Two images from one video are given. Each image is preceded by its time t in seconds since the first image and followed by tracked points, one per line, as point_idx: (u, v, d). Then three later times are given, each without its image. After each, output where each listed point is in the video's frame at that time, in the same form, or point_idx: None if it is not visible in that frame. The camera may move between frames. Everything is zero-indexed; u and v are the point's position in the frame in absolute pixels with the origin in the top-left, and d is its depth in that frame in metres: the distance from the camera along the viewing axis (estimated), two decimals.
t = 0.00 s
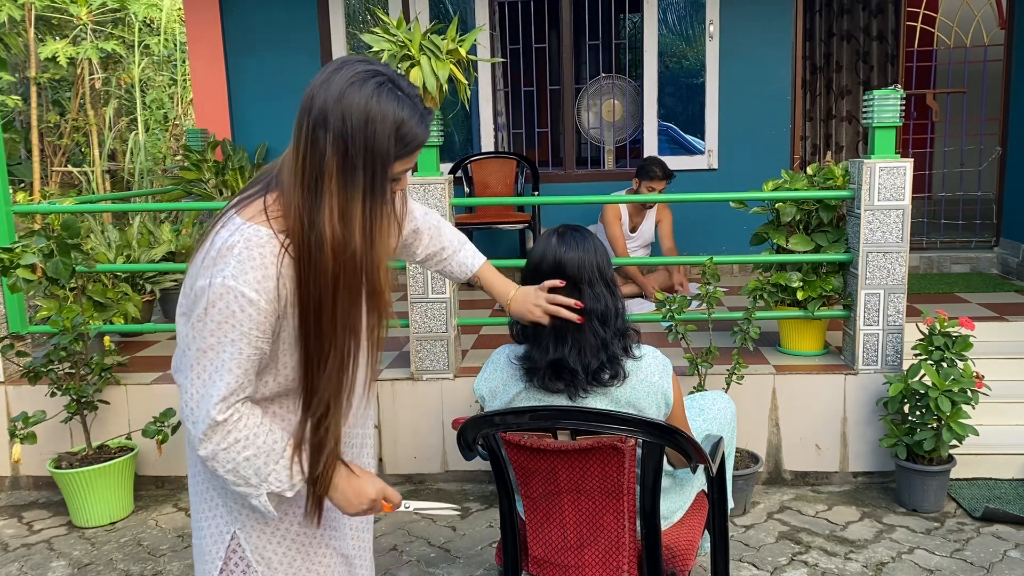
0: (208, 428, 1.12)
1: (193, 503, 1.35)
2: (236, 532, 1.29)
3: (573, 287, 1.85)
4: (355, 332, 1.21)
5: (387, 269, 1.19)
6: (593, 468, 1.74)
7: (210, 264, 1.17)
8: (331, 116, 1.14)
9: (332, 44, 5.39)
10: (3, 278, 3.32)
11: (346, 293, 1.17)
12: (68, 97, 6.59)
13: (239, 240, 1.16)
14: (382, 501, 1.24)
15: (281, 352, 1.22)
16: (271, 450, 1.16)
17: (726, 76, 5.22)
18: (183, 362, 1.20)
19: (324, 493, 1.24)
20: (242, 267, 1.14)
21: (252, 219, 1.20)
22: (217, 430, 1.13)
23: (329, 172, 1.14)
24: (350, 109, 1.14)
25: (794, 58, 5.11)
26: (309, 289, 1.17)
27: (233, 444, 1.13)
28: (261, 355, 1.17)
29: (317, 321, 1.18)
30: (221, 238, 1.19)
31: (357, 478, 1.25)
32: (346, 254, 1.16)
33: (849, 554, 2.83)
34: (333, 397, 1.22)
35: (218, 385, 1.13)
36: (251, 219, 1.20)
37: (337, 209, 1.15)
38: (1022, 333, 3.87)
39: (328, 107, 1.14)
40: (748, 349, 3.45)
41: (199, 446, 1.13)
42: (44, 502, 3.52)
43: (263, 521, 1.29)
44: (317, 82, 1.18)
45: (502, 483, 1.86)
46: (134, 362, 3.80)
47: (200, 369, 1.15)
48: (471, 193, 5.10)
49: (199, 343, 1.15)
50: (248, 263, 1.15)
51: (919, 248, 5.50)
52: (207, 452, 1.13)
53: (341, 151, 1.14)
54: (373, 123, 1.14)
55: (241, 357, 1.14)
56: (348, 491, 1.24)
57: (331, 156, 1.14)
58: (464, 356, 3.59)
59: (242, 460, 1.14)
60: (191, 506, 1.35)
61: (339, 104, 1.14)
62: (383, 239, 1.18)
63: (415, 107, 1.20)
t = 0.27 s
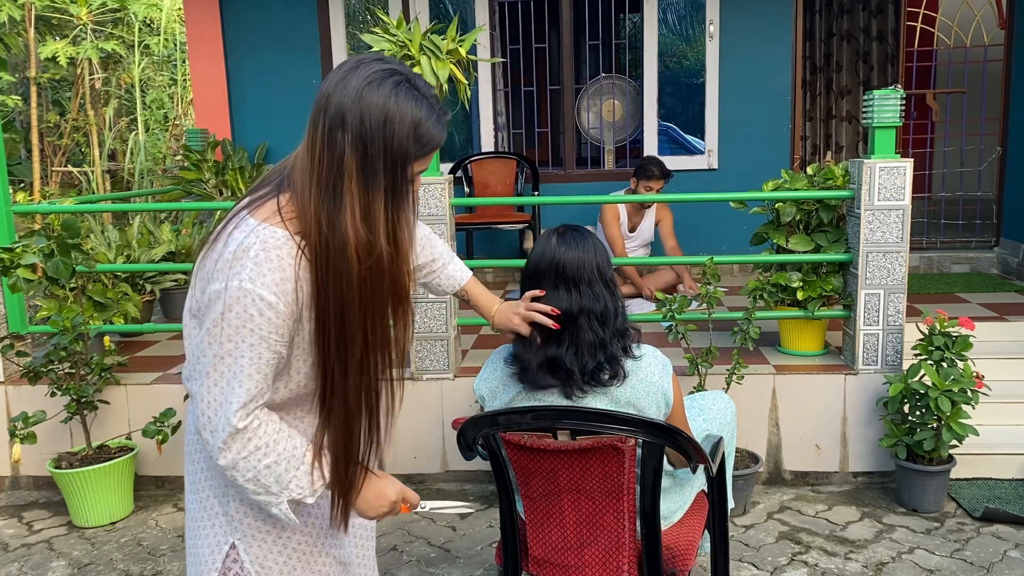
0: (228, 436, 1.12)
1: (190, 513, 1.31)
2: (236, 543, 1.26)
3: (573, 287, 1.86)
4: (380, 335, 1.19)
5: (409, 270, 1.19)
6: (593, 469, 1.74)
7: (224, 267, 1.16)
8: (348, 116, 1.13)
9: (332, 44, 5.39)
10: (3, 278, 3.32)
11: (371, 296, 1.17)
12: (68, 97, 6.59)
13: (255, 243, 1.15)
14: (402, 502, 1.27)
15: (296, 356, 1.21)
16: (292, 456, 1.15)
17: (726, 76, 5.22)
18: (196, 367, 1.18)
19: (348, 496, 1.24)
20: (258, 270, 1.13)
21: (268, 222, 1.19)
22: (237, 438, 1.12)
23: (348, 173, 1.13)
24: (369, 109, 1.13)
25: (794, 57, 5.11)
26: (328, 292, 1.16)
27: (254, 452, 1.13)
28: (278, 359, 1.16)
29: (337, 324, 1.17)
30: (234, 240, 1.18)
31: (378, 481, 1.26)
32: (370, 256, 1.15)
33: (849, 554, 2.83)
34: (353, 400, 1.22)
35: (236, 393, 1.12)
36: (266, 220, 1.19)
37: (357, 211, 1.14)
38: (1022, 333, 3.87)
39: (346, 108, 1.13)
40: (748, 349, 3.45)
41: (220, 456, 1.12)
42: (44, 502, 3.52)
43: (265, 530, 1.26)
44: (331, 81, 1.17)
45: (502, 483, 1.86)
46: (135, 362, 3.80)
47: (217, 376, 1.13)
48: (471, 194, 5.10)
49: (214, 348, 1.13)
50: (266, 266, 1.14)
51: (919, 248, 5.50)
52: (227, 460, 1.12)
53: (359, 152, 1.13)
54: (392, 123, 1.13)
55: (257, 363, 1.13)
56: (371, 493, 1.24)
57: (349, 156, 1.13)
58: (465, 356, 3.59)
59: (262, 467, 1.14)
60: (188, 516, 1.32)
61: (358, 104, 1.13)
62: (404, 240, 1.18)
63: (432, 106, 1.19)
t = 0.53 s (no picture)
0: (236, 440, 1.11)
1: (188, 520, 1.29)
2: (236, 550, 1.25)
3: (574, 287, 1.86)
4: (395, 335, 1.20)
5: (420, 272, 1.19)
6: (593, 469, 1.74)
7: (235, 267, 1.15)
8: (361, 116, 1.13)
9: (332, 44, 5.39)
10: (3, 278, 3.32)
11: (387, 296, 1.17)
12: (68, 97, 6.59)
13: (267, 243, 1.14)
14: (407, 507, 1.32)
15: (305, 360, 1.20)
16: (302, 460, 1.15)
17: (726, 76, 5.22)
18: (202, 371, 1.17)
19: (359, 498, 1.25)
20: (268, 271, 1.13)
21: (280, 224, 1.18)
22: (246, 442, 1.11)
23: (361, 173, 1.14)
24: (382, 108, 1.13)
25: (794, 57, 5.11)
26: (341, 294, 1.15)
27: (264, 457, 1.12)
28: (288, 361, 1.16)
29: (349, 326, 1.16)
30: (244, 240, 1.17)
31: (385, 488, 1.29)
32: (384, 257, 1.15)
33: (849, 554, 2.83)
34: (365, 402, 1.22)
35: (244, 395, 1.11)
36: (276, 220, 1.19)
37: (371, 212, 1.15)
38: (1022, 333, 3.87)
39: (359, 107, 1.13)
40: (748, 349, 3.45)
41: (228, 460, 1.11)
42: (44, 501, 3.52)
43: (266, 538, 1.25)
44: (343, 80, 1.17)
45: (502, 483, 1.86)
46: (135, 362, 3.80)
47: (226, 379, 1.13)
48: (471, 194, 5.10)
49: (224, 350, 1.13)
50: (277, 266, 1.13)
51: (919, 248, 5.50)
52: (237, 465, 1.11)
53: (372, 151, 1.14)
54: (405, 123, 1.14)
55: (267, 367, 1.12)
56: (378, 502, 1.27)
57: (362, 155, 1.13)
58: (464, 356, 3.59)
59: (271, 472, 1.13)
60: (186, 524, 1.30)
61: (370, 103, 1.13)
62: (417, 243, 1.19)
63: (443, 105, 1.20)
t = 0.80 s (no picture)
0: (261, 443, 1.11)
1: (193, 523, 1.28)
2: (241, 553, 1.23)
3: (574, 286, 1.86)
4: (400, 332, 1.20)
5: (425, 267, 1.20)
6: (593, 469, 1.74)
7: (244, 270, 1.14)
8: (365, 113, 1.14)
9: (332, 44, 5.39)
10: (3, 278, 3.32)
11: (391, 294, 1.17)
12: (68, 97, 6.60)
13: (276, 245, 1.13)
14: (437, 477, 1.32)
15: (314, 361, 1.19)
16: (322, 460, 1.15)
17: (726, 76, 5.22)
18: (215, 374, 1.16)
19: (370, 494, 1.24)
20: (279, 273, 1.12)
21: (283, 222, 1.17)
22: (268, 445, 1.11)
23: (367, 172, 1.14)
24: (386, 106, 1.14)
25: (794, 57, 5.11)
26: (350, 292, 1.15)
27: (287, 458, 1.12)
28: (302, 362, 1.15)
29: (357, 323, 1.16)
30: (251, 242, 1.16)
31: (409, 468, 1.30)
32: (389, 254, 1.16)
33: (849, 554, 2.83)
34: (373, 401, 1.21)
35: (263, 399, 1.11)
36: (281, 221, 1.17)
37: (377, 210, 1.15)
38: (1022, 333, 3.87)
39: (363, 105, 1.14)
40: (748, 349, 3.44)
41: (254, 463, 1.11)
42: (44, 502, 3.52)
43: (271, 542, 1.23)
44: (345, 79, 1.17)
45: (502, 483, 1.86)
46: (135, 362, 3.80)
47: (244, 383, 1.12)
48: (471, 194, 5.10)
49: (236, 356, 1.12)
50: (288, 268, 1.12)
51: (919, 248, 5.50)
52: (261, 467, 1.11)
53: (377, 149, 1.14)
54: (409, 120, 1.15)
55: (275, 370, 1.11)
56: (401, 483, 1.28)
57: (367, 153, 1.14)
58: (465, 356, 3.59)
59: (294, 473, 1.13)
60: (191, 527, 1.28)
61: (374, 100, 1.14)
62: (423, 239, 1.19)
63: (445, 101, 1.21)
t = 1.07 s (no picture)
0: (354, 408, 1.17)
1: (201, 522, 1.27)
2: (252, 551, 1.22)
3: (574, 286, 1.86)
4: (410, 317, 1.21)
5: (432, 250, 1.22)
6: (593, 469, 1.74)
7: (269, 266, 1.14)
8: (364, 102, 1.17)
9: (332, 44, 5.39)
10: (3, 278, 3.32)
11: (392, 277, 1.17)
12: (68, 97, 6.60)
13: (294, 239, 1.14)
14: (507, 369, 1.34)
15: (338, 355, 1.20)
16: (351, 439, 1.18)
17: (726, 76, 5.22)
18: (265, 361, 1.18)
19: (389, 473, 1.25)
20: (303, 263, 1.13)
21: (286, 212, 1.18)
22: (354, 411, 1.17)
23: (367, 158, 1.16)
24: (383, 92, 1.17)
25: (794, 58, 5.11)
26: (357, 276, 1.16)
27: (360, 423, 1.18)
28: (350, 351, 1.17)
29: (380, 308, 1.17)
30: (266, 239, 1.16)
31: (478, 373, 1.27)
32: (393, 237, 1.17)
33: (849, 554, 2.83)
34: (396, 390, 1.20)
35: (338, 385, 1.15)
36: (290, 216, 1.17)
37: (376, 198, 1.17)
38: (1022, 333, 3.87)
39: (360, 92, 1.17)
40: (748, 349, 3.45)
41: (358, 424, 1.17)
42: (44, 502, 3.52)
43: (283, 538, 1.23)
44: (340, 73, 1.19)
45: (503, 483, 1.87)
46: (135, 362, 3.80)
47: (296, 370, 1.15)
48: (471, 194, 5.10)
49: (285, 347, 1.14)
50: (308, 260, 1.13)
51: (919, 248, 5.50)
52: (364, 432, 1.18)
53: (376, 135, 1.17)
54: (407, 106, 1.18)
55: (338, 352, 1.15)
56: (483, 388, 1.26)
57: (366, 140, 1.16)
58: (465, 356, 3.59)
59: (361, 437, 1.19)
60: (200, 527, 1.27)
61: (371, 87, 1.17)
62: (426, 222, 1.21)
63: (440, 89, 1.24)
